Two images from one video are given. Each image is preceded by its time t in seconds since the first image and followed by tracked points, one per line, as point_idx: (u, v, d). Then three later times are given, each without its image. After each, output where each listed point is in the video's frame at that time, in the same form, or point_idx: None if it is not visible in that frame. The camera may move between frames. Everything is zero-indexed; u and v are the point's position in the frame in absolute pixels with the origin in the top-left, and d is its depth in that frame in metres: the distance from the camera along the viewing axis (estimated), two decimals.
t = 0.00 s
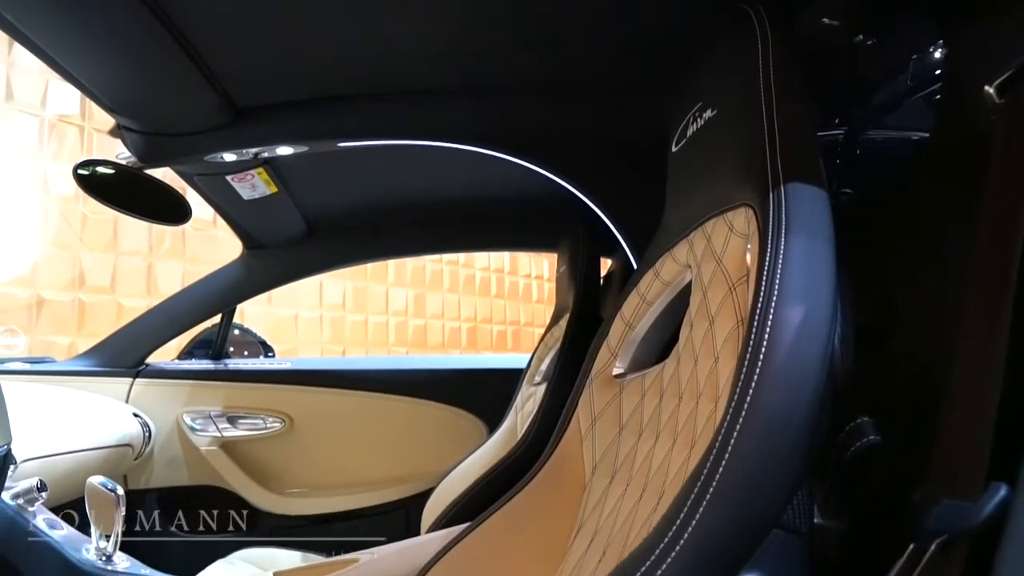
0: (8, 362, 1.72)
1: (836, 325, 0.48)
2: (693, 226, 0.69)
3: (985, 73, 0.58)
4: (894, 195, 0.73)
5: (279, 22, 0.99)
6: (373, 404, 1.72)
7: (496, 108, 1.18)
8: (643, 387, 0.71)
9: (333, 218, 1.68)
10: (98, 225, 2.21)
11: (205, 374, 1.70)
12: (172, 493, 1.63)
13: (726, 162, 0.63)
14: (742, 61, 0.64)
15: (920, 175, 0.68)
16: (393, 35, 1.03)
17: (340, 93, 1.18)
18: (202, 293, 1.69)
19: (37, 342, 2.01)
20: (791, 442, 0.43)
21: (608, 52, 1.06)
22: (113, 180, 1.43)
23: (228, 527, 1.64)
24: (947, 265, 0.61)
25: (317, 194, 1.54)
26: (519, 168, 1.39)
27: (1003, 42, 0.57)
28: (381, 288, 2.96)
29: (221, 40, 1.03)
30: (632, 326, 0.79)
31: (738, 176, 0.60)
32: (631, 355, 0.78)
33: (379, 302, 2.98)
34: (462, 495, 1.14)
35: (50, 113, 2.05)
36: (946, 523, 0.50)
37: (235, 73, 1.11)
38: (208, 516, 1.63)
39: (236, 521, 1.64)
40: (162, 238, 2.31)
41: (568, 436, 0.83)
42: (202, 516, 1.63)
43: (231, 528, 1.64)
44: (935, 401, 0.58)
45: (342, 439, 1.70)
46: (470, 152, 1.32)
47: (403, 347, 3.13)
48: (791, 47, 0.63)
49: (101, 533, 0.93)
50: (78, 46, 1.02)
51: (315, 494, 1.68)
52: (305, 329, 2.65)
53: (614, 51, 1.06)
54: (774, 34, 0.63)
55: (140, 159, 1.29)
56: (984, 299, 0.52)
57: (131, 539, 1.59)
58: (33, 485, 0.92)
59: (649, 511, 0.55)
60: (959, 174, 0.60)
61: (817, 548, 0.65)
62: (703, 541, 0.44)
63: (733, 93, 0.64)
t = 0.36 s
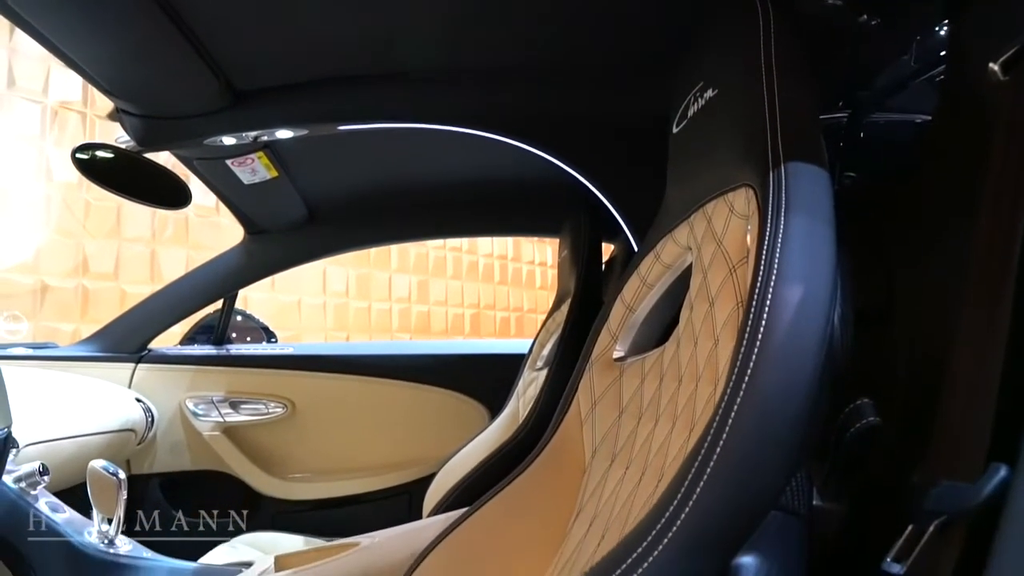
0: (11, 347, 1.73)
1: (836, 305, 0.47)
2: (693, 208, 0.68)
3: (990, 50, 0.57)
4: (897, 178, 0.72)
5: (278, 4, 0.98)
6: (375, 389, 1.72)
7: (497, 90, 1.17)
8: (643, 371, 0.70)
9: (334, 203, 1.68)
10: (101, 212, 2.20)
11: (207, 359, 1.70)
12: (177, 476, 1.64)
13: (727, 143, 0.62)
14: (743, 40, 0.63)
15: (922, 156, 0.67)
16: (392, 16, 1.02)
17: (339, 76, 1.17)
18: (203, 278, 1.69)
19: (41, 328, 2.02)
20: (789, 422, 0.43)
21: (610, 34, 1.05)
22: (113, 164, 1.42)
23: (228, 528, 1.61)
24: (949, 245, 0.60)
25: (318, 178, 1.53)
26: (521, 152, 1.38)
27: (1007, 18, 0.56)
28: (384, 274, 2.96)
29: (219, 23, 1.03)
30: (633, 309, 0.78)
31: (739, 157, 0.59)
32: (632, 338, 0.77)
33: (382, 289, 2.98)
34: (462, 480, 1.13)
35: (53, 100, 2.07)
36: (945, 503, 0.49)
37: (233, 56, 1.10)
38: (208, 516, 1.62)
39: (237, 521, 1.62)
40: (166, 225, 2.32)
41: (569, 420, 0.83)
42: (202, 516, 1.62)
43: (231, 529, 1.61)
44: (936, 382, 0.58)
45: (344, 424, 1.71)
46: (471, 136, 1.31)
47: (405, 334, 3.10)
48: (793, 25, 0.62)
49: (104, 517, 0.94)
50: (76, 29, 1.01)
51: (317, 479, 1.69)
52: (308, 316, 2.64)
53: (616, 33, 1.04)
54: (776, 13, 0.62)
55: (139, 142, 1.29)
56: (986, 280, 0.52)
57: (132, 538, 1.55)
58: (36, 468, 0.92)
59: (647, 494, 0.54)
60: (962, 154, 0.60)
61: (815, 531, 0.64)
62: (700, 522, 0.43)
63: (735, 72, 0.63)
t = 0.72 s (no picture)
0: (14, 333, 1.73)
1: (837, 287, 0.47)
2: (694, 191, 0.68)
3: (996, 28, 0.56)
4: (901, 161, 0.71)
5: None
6: (377, 375, 1.72)
7: (497, 73, 1.16)
8: (643, 355, 0.70)
9: (336, 188, 1.67)
10: (103, 198, 2.20)
11: (209, 345, 1.70)
12: (180, 461, 1.64)
13: (727, 125, 0.61)
14: (745, 19, 0.62)
15: (925, 138, 0.66)
16: None
17: (337, 59, 1.16)
18: (204, 264, 1.69)
19: (47, 315, 2.02)
20: (788, 405, 0.42)
21: (610, 15, 1.04)
22: (112, 149, 1.42)
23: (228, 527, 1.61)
24: (950, 228, 0.60)
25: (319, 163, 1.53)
26: (522, 136, 1.37)
27: None
28: (388, 262, 2.96)
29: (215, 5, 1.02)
30: (633, 294, 0.78)
31: (739, 140, 0.58)
32: (632, 323, 0.77)
33: (386, 276, 2.98)
34: (463, 466, 1.13)
35: (55, 86, 2.07)
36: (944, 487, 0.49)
37: (231, 40, 1.09)
38: (208, 516, 1.60)
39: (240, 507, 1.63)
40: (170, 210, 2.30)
41: (569, 406, 0.83)
42: (201, 515, 1.59)
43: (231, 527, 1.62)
44: (936, 366, 0.57)
45: (347, 410, 1.71)
46: (472, 119, 1.30)
47: (410, 319, 3.15)
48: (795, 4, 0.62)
49: (105, 501, 0.94)
50: (71, 12, 1.00)
51: (320, 464, 1.69)
52: (311, 303, 2.65)
53: (616, 15, 1.03)
54: None
55: (137, 127, 1.28)
56: (988, 263, 0.51)
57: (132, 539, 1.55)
58: (37, 452, 0.92)
59: (645, 479, 0.54)
60: (968, 135, 0.59)
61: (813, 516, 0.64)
62: (697, 505, 0.43)
63: (736, 52, 0.62)
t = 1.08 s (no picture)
0: (18, 318, 1.73)
1: (838, 270, 0.46)
2: (697, 173, 0.67)
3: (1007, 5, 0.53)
4: (906, 143, 0.70)
5: None
6: (380, 359, 1.72)
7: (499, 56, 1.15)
8: (645, 338, 0.70)
9: (338, 173, 1.66)
10: (106, 184, 2.18)
11: (213, 330, 1.70)
12: (184, 446, 1.65)
13: (730, 105, 0.60)
14: None
15: (930, 119, 0.65)
16: None
17: (338, 41, 1.15)
18: (207, 249, 1.69)
19: (52, 300, 2.03)
20: (787, 389, 0.42)
21: None
22: (112, 133, 1.41)
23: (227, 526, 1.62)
24: (954, 211, 0.59)
25: (321, 147, 1.52)
26: (525, 119, 1.36)
27: None
28: (391, 247, 2.96)
29: None
30: (635, 278, 0.77)
31: (742, 121, 0.57)
32: (634, 306, 0.77)
33: (390, 262, 2.97)
34: (465, 450, 1.13)
35: (58, 71, 2.06)
36: (945, 473, 0.49)
37: (230, 22, 1.08)
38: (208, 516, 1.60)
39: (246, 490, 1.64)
40: (172, 195, 2.29)
41: (570, 390, 0.82)
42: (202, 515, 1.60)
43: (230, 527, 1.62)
44: (939, 350, 0.56)
45: (350, 395, 1.71)
46: (474, 102, 1.29)
47: (415, 304, 3.16)
48: None
49: (108, 485, 0.94)
50: None
51: (323, 448, 1.69)
52: (316, 288, 2.65)
53: None
54: None
55: (137, 110, 1.27)
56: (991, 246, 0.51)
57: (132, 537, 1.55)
58: (41, 436, 0.94)
59: (645, 463, 0.54)
60: (975, 117, 0.58)
61: (816, 500, 0.64)
62: (695, 489, 0.43)
63: (740, 31, 0.61)
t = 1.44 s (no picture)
0: (23, 303, 1.73)
1: (841, 251, 0.45)
2: (699, 155, 0.66)
3: None
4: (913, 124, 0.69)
5: None
6: (383, 344, 1.72)
7: (501, 37, 1.13)
8: (647, 322, 0.69)
9: (341, 157, 1.66)
10: (111, 169, 2.17)
11: (216, 315, 1.69)
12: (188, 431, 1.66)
13: (734, 84, 0.59)
14: None
15: (936, 99, 0.64)
16: None
17: (338, 23, 1.14)
18: (210, 233, 1.69)
19: (58, 286, 2.04)
20: (788, 372, 0.42)
21: None
22: (113, 116, 1.41)
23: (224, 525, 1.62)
24: (960, 193, 0.58)
25: (323, 130, 1.51)
26: (528, 101, 1.35)
27: None
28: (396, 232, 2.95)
29: None
30: (638, 261, 0.77)
31: (745, 101, 0.57)
32: (637, 290, 0.76)
33: (395, 248, 2.97)
34: (468, 434, 1.13)
35: (61, 57, 2.06)
36: (947, 457, 0.48)
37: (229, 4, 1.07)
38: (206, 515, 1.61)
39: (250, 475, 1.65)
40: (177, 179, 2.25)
41: (573, 374, 0.82)
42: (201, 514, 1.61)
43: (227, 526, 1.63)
44: (942, 333, 0.56)
45: (353, 380, 1.71)
46: (476, 85, 1.28)
47: (419, 290, 3.14)
48: None
49: (112, 469, 0.94)
50: None
51: (327, 433, 1.70)
52: (321, 274, 2.65)
53: None
54: None
55: (138, 94, 1.27)
56: (997, 228, 0.50)
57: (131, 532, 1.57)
58: (45, 420, 0.93)
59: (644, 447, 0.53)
60: (982, 96, 0.57)
61: (817, 483, 0.63)
62: (695, 472, 0.42)
63: (744, 8, 0.60)
